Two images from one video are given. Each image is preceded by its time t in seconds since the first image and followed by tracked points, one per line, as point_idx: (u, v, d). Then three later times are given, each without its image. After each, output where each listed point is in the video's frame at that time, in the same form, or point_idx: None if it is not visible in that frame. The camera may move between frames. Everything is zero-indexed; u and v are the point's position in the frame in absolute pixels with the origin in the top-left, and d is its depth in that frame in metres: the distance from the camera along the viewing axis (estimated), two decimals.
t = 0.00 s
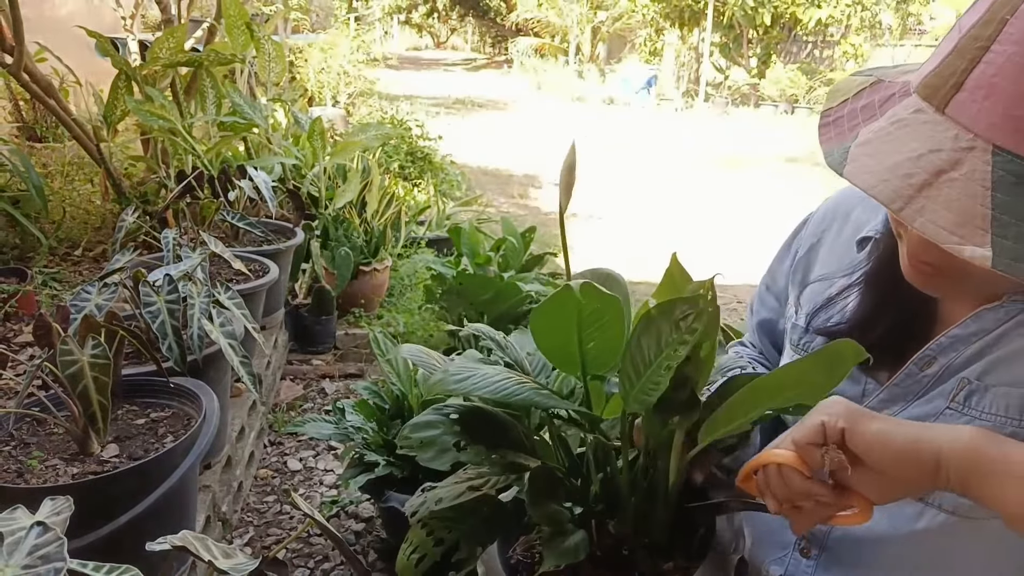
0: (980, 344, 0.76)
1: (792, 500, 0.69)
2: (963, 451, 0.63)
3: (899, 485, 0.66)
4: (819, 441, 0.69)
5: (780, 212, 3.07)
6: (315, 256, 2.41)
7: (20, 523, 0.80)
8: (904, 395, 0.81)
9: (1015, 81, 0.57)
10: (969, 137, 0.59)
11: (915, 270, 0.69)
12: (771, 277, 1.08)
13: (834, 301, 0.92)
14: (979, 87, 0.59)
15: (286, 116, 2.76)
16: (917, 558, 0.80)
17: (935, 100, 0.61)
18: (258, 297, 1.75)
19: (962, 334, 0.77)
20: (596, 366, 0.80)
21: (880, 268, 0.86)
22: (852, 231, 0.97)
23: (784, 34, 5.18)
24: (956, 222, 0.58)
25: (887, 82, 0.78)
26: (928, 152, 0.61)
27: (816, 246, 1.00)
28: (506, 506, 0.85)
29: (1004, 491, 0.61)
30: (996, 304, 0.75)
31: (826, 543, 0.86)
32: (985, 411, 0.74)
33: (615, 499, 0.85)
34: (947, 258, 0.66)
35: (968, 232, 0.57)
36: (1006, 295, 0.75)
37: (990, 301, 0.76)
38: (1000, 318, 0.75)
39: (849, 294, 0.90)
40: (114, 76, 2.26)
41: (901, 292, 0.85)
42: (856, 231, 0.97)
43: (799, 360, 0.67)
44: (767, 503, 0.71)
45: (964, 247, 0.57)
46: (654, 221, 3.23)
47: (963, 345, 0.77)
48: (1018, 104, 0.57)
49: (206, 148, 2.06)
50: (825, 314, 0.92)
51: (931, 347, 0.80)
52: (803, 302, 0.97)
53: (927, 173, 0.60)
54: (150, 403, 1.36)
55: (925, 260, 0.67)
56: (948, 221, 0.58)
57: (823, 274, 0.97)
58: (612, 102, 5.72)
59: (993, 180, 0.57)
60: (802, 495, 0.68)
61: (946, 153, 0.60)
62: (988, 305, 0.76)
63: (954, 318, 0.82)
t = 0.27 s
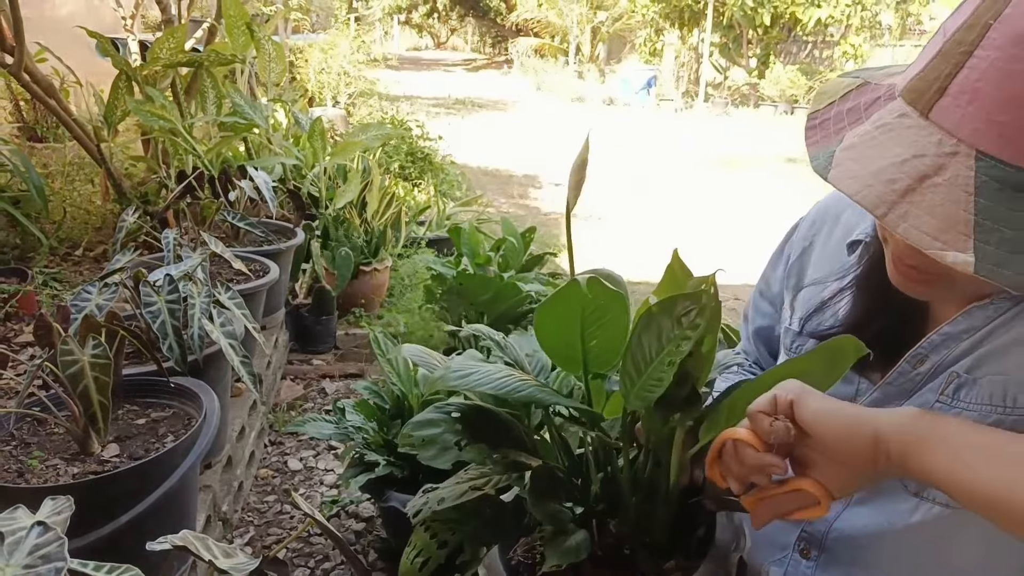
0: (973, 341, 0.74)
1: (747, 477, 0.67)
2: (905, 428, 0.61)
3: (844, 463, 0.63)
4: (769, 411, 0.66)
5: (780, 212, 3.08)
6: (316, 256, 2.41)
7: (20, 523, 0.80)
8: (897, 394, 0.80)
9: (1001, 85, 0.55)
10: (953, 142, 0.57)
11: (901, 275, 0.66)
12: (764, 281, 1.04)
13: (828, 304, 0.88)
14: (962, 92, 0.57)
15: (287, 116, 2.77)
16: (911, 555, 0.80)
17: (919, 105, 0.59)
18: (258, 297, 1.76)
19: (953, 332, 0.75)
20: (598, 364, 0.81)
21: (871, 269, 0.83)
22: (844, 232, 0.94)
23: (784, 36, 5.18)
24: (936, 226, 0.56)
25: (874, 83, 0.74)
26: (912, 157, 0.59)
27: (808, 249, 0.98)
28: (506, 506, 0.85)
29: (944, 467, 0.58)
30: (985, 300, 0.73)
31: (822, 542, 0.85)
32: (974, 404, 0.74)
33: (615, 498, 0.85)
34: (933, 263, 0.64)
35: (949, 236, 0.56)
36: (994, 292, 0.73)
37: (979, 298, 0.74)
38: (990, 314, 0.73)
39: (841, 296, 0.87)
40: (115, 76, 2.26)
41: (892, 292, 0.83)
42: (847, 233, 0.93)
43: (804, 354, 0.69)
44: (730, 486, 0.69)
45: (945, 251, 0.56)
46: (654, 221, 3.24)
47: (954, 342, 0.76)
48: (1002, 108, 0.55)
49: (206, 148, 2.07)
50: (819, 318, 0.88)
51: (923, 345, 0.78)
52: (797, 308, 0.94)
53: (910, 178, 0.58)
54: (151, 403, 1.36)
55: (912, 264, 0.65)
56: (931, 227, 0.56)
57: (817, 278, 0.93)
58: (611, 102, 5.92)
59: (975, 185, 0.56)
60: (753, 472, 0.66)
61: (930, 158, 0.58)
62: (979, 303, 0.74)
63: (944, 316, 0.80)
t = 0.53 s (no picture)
0: (958, 340, 0.75)
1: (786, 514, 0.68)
2: (939, 462, 0.63)
3: (882, 497, 0.65)
4: (805, 450, 0.69)
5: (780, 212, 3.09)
6: (316, 256, 2.41)
7: (21, 522, 0.80)
8: (885, 392, 0.80)
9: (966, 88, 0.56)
10: (922, 143, 0.58)
11: (884, 272, 0.67)
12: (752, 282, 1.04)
13: (814, 303, 0.88)
14: (931, 95, 0.58)
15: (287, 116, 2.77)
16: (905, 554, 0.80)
17: (890, 107, 0.60)
18: (259, 298, 1.76)
19: (938, 331, 0.76)
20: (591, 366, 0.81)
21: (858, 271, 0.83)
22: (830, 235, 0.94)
23: (783, 37, 5.17)
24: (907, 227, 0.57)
25: (848, 87, 0.75)
26: (882, 159, 0.59)
27: (796, 252, 0.98)
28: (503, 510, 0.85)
29: (983, 501, 0.61)
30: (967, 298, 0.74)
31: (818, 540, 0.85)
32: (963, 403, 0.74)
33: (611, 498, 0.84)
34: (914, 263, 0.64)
35: (919, 236, 0.57)
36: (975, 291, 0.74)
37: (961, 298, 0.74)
38: (975, 312, 0.74)
39: (828, 296, 0.87)
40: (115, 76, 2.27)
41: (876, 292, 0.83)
42: (834, 235, 0.94)
43: (792, 355, 0.66)
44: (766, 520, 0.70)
45: (917, 251, 0.57)
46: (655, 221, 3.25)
47: (940, 340, 0.76)
48: (968, 110, 0.55)
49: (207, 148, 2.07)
50: (807, 318, 0.89)
51: (908, 343, 0.78)
52: (785, 309, 0.94)
53: (881, 180, 0.59)
54: (152, 403, 1.36)
55: (894, 263, 0.65)
56: (901, 227, 0.57)
57: (803, 279, 0.94)
58: (612, 102, 5.93)
59: (944, 186, 0.56)
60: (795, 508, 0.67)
61: (899, 160, 0.58)
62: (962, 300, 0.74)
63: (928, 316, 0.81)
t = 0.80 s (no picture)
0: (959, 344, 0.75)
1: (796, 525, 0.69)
2: (956, 487, 0.65)
3: (895, 518, 0.67)
4: (819, 469, 0.69)
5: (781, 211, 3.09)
6: (316, 256, 2.41)
7: (21, 522, 0.80)
8: (885, 395, 0.80)
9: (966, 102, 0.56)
10: (924, 154, 0.58)
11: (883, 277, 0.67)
12: (750, 281, 1.04)
13: (813, 307, 0.88)
14: (932, 106, 0.58)
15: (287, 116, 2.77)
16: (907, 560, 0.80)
17: (889, 118, 0.60)
18: (259, 297, 1.76)
19: (938, 335, 0.76)
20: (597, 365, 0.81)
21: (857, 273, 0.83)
22: (827, 236, 0.94)
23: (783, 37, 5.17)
24: (911, 240, 0.57)
25: (847, 93, 0.74)
26: (885, 171, 0.59)
27: (793, 253, 0.97)
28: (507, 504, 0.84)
29: (997, 526, 0.63)
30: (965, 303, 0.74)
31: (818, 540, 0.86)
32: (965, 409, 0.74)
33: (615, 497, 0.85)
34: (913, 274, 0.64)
35: (922, 249, 0.56)
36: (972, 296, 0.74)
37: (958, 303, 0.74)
38: (975, 316, 0.74)
39: (827, 299, 0.87)
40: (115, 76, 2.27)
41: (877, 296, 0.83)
42: (831, 236, 0.94)
43: (799, 357, 0.66)
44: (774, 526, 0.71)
45: (920, 266, 0.56)
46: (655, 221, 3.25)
47: (940, 344, 0.76)
48: (971, 121, 0.55)
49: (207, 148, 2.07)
50: (806, 322, 0.88)
51: (908, 346, 0.78)
52: (783, 311, 0.94)
53: (884, 193, 0.59)
54: (152, 403, 1.36)
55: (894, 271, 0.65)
56: (904, 241, 0.57)
57: (801, 281, 0.93)
58: (611, 102, 5.94)
59: (947, 199, 0.56)
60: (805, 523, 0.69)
61: (902, 172, 0.58)
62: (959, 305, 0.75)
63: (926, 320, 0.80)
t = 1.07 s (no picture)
0: (965, 346, 0.75)
1: (781, 518, 0.73)
2: (928, 479, 0.67)
3: (874, 509, 0.69)
4: (801, 461, 0.73)
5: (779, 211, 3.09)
6: (316, 256, 2.41)
7: (21, 522, 0.80)
8: (890, 397, 0.80)
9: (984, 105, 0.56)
10: (937, 159, 0.58)
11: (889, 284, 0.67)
12: (754, 281, 1.03)
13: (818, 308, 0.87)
14: (945, 109, 0.58)
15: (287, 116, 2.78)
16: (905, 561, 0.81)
17: (902, 120, 0.60)
18: (259, 297, 1.76)
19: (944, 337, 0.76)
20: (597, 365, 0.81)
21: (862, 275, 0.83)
22: (833, 237, 0.93)
23: (782, 36, 5.18)
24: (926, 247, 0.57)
25: (855, 94, 0.73)
26: (897, 175, 0.59)
27: (798, 253, 0.97)
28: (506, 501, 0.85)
29: (964, 517, 0.65)
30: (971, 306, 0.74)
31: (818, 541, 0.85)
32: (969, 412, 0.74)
33: (615, 496, 0.85)
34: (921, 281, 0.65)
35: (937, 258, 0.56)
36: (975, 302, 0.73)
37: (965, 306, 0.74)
38: (981, 319, 0.74)
39: (833, 301, 0.86)
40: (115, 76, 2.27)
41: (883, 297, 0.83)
42: (836, 237, 0.93)
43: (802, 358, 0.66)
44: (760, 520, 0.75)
45: (933, 273, 0.57)
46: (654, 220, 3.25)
47: (946, 346, 0.76)
48: (986, 126, 0.55)
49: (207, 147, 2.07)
50: (811, 322, 0.88)
51: (914, 348, 0.78)
52: (788, 312, 0.93)
53: (896, 198, 0.59)
54: (151, 403, 1.36)
55: (900, 278, 0.65)
56: (916, 247, 0.57)
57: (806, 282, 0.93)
58: (611, 102, 5.94)
59: (961, 204, 0.56)
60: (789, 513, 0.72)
61: (915, 176, 0.58)
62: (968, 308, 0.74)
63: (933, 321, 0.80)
